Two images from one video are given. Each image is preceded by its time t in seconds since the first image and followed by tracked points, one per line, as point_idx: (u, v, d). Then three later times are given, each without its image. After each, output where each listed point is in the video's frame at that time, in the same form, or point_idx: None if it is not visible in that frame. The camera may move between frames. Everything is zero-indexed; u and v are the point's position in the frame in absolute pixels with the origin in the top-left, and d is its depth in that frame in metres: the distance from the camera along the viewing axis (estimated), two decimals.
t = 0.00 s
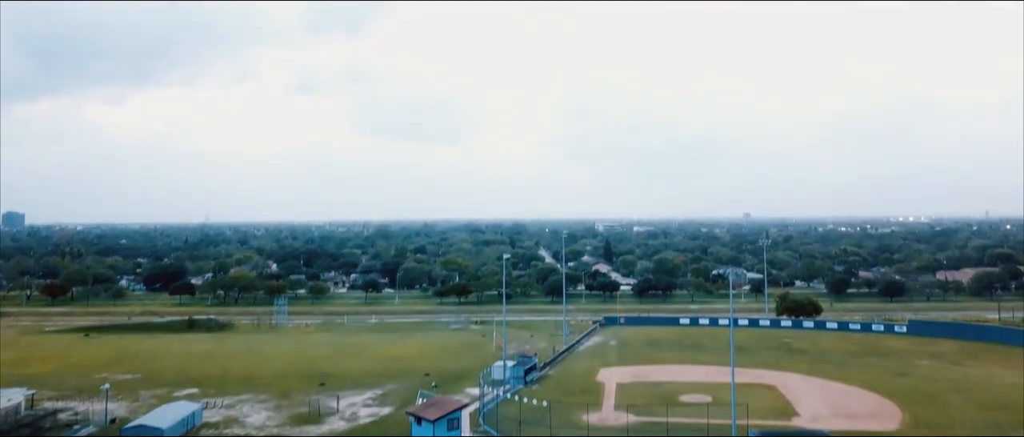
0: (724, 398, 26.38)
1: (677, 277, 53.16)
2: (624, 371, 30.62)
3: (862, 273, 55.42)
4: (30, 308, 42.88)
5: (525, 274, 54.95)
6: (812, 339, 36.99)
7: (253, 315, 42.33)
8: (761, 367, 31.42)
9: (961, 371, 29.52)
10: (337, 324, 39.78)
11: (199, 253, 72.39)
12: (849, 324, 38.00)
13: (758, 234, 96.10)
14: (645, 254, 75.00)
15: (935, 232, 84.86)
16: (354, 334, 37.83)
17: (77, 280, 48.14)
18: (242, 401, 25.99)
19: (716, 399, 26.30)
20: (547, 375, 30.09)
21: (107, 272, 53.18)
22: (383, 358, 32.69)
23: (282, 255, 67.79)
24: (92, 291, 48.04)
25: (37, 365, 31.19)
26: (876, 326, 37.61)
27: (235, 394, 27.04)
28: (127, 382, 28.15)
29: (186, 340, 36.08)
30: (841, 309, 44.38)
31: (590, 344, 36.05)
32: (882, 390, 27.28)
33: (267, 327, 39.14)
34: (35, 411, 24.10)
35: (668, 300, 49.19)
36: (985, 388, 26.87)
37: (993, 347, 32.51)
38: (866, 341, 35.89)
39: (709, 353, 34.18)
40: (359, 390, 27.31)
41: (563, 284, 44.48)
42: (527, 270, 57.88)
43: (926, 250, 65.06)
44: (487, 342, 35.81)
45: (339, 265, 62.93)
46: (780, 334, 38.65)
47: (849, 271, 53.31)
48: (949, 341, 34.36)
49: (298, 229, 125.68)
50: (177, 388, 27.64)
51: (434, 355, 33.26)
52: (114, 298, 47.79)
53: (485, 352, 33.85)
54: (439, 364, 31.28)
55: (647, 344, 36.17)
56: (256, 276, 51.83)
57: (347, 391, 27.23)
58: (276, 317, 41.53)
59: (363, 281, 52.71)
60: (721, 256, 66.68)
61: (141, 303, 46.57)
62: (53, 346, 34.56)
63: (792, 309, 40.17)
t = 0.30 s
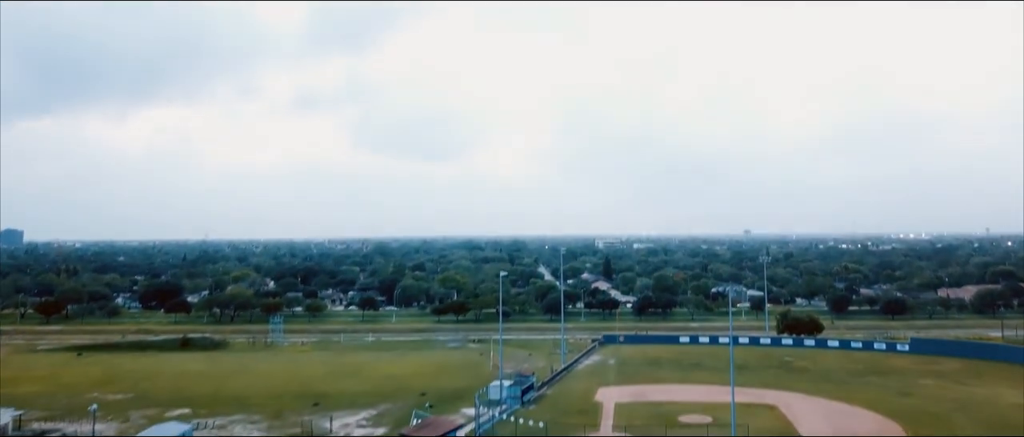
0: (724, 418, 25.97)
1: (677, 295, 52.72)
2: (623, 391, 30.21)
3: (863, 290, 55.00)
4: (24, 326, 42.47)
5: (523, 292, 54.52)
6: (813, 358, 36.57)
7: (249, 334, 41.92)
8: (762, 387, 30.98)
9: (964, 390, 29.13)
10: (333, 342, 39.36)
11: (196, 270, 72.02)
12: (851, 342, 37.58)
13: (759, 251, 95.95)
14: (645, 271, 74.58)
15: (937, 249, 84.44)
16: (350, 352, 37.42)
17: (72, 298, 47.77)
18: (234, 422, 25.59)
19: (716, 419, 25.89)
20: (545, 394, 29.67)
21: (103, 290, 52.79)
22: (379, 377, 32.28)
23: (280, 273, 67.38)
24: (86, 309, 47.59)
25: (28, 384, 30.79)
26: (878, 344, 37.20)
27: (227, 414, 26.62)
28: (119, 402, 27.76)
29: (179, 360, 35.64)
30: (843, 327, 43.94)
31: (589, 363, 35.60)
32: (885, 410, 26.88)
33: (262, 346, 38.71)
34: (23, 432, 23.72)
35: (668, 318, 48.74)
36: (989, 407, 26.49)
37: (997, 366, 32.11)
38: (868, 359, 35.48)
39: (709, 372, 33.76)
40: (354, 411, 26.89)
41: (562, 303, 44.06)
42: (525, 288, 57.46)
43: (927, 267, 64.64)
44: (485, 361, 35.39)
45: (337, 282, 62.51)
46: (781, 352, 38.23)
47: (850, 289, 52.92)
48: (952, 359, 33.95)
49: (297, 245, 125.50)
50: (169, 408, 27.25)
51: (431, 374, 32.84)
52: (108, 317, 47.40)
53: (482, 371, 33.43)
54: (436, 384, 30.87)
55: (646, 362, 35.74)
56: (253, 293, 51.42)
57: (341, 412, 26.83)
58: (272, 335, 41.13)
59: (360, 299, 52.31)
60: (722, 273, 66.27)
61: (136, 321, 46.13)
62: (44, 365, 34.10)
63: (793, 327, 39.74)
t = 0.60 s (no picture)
0: None
1: (677, 315, 52.31)
2: (621, 413, 29.70)
3: (864, 309, 54.62)
4: (17, 347, 42.01)
5: (522, 312, 54.09)
6: (814, 379, 36.12)
7: (244, 355, 41.46)
8: (762, 409, 30.52)
9: (968, 412, 28.69)
10: (328, 363, 38.91)
11: (193, 290, 71.53)
12: (853, 363, 37.13)
13: (759, 270, 95.54)
14: (645, 291, 74.11)
15: (938, 269, 84.05)
16: (345, 374, 36.95)
17: (66, 318, 47.33)
18: None
19: None
20: (542, 417, 29.19)
21: (98, 310, 52.39)
22: (374, 399, 31.80)
23: (277, 293, 66.92)
24: (81, 330, 47.19)
25: (17, 406, 30.30)
26: (880, 365, 36.74)
27: None
28: (108, 425, 27.26)
29: (172, 381, 35.20)
30: (845, 347, 43.49)
31: (587, 385, 35.13)
32: (888, 433, 26.40)
33: (257, 367, 38.27)
34: None
35: (669, 338, 48.31)
36: (994, 430, 26.04)
37: (1001, 388, 31.63)
38: (870, 380, 35.03)
39: (709, 393, 33.30)
40: (348, 434, 26.43)
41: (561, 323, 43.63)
42: (524, 307, 57.07)
43: (929, 286, 64.18)
44: (482, 382, 34.92)
45: (334, 302, 62.12)
46: (782, 373, 37.78)
47: (851, 308, 52.51)
48: (955, 381, 33.49)
49: (296, 265, 124.93)
50: (160, 431, 26.80)
51: (427, 396, 32.36)
52: (103, 338, 46.94)
53: (479, 393, 32.96)
54: (431, 406, 30.40)
55: (646, 384, 35.27)
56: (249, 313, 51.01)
57: (335, 435, 26.35)
58: (266, 356, 40.65)
59: (357, 320, 51.84)
60: (722, 293, 65.89)
61: (131, 342, 45.73)
62: (35, 387, 33.68)
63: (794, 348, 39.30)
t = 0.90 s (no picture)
0: None
1: (677, 338, 51.85)
2: None
3: (866, 332, 54.13)
4: (8, 372, 41.57)
5: (520, 335, 53.58)
6: (816, 403, 35.60)
7: (238, 379, 40.99)
8: (762, 433, 30.03)
9: None
10: (323, 387, 38.45)
11: (189, 313, 71.03)
12: (855, 387, 36.62)
13: (760, 292, 94.94)
14: (645, 314, 73.55)
15: (940, 291, 83.44)
16: (340, 398, 36.46)
17: (58, 342, 46.76)
18: None
19: None
20: None
21: (92, 333, 51.99)
22: (368, 423, 31.32)
23: (275, 315, 66.48)
24: (74, 354, 46.76)
25: (6, 431, 29.85)
26: (882, 389, 36.22)
27: None
28: None
29: (164, 405, 34.71)
30: (847, 371, 42.99)
31: (585, 409, 34.62)
32: None
33: (250, 391, 37.74)
34: None
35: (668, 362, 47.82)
36: None
37: (1006, 412, 31.11)
38: (872, 404, 34.51)
39: (709, 418, 32.79)
40: None
41: (559, 347, 43.18)
42: (523, 330, 56.57)
43: (931, 308, 63.52)
44: (478, 406, 34.41)
45: (331, 325, 61.66)
46: (783, 396, 37.27)
47: (853, 331, 52.03)
48: (959, 405, 32.98)
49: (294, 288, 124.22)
50: None
51: (422, 420, 31.87)
52: (95, 361, 46.41)
53: (475, 417, 32.46)
54: (426, 431, 29.93)
55: (644, 408, 34.77)
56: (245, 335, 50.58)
57: None
58: (261, 380, 40.18)
59: (353, 343, 51.27)
60: (723, 315, 65.40)
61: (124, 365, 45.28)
62: (24, 411, 33.22)
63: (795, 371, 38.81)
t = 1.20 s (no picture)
0: None
1: (677, 365, 51.27)
2: None
3: (868, 359, 53.52)
4: None
5: (518, 363, 52.99)
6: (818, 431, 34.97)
7: (231, 407, 40.41)
8: None
9: None
10: (317, 417, 37.87)
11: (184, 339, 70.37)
12: (858, 415, 36.02)
13: (761, 318, 94.27)
14: (645, 341, 72.78)
15: (942, 317, 82.75)
16: (334, 427, 35.88)
17: (50, 370, 46.28)
18: None
19: None
20: None
21: (85, 361, 51.48)
22: None
23: (271, 342, 65.89)
24: (65, 382, 46.25)
25: None
26: (886, 417, 35.63)
27: None
28: None
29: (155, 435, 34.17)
30: (849, 399, 42.37)
31: None
32: None
33: (243, 420, 37.14)
34: None
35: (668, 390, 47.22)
36: None
37: None
38: (875, 433, 33.90)
39: None
40: None
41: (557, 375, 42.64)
42: (522, 357, 55.99)
43: (933, 335, 62.75)
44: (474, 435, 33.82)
45: (328, 352, 61.08)
46: (785, 425, 36.65)
47: (856, 358, 51.43)
48: (963, 434, 32.39)
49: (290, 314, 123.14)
50: None
51: None
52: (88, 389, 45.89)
53: None
54: None
55: None
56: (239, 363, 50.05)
57: None
58: (254, 408, 39.62)
59: (349, 371, 50.71)
60: (723, 342, 64.80)
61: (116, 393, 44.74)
62: None
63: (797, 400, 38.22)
